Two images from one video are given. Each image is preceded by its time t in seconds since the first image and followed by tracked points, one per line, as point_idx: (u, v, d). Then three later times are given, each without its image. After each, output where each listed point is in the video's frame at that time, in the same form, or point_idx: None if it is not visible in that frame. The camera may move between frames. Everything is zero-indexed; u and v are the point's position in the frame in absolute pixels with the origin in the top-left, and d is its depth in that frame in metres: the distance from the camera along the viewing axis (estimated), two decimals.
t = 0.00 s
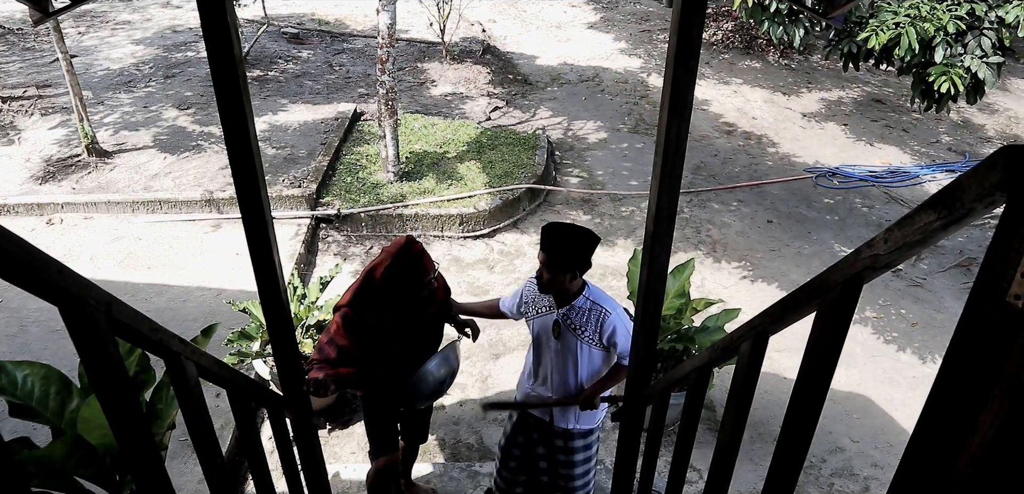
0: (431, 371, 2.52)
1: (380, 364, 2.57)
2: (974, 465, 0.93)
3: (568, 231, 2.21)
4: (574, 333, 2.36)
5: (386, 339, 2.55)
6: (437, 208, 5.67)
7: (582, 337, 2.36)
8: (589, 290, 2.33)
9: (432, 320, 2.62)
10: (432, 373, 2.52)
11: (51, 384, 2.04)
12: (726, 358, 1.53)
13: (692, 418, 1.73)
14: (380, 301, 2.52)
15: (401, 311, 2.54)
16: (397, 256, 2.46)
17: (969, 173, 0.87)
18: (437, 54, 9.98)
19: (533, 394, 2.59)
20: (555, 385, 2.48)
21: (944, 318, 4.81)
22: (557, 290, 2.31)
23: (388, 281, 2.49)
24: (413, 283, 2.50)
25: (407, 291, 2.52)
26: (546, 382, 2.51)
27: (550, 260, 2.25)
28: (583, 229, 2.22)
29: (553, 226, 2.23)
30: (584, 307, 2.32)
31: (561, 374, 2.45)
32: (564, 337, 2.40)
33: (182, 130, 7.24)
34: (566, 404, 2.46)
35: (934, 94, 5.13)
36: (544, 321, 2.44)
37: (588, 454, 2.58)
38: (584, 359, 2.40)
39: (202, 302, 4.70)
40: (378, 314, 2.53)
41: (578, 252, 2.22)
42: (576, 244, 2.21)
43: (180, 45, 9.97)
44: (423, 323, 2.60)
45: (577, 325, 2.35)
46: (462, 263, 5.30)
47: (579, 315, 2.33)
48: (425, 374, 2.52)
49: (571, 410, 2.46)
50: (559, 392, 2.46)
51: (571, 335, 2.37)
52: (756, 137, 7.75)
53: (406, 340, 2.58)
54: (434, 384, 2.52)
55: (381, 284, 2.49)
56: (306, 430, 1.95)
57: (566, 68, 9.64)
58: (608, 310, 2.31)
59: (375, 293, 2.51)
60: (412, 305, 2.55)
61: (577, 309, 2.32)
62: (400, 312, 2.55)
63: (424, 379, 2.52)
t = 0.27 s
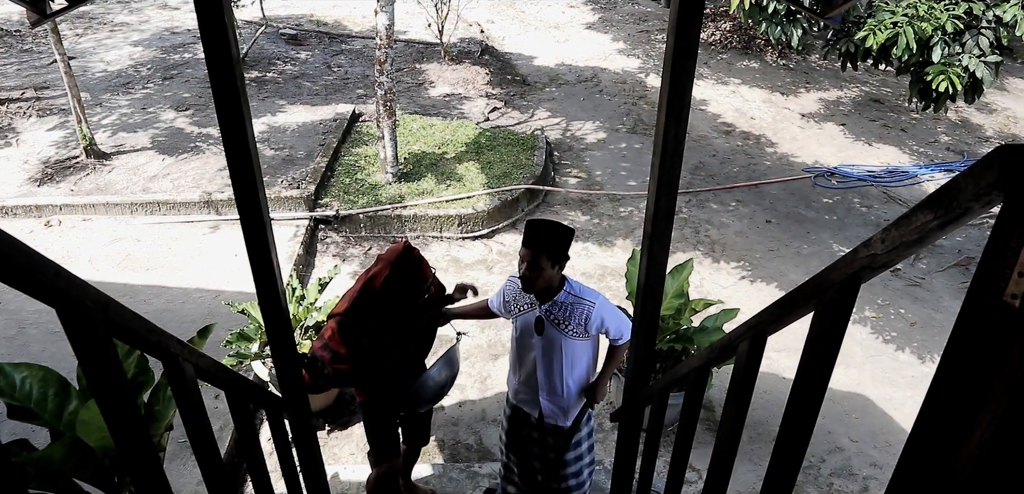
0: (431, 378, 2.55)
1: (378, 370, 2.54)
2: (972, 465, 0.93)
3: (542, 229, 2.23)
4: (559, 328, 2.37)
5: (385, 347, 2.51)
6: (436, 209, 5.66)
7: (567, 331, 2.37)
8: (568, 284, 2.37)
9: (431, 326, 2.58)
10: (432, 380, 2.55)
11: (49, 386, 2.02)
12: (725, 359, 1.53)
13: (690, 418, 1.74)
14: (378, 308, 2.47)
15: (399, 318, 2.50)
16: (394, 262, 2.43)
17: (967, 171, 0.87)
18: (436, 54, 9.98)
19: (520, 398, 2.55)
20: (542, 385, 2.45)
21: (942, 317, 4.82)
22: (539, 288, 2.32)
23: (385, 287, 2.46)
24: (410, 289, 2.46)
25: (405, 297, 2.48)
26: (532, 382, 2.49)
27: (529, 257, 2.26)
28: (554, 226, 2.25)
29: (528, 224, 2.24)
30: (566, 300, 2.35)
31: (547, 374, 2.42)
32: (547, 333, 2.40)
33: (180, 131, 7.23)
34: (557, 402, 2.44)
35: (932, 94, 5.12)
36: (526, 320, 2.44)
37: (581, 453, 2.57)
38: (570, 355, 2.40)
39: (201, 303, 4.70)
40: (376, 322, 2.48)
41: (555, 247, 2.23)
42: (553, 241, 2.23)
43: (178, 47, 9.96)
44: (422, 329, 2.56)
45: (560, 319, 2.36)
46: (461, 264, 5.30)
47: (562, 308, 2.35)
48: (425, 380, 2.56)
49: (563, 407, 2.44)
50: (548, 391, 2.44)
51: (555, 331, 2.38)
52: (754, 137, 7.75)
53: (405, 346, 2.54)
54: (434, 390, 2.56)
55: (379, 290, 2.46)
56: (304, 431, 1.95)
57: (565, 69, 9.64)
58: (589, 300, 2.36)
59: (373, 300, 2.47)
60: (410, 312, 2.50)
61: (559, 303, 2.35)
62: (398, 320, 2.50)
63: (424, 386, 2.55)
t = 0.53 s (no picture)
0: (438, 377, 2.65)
1: (376, 367, 2.52)
2: (971, 465, 0.93)
3: (540, 228, 2.17)
4: (556, 328, 2.34)
5: (380, 345, 2.49)
6: (435, 210, 5.66)
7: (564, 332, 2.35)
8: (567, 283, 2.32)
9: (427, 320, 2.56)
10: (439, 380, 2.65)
11: (48, 387, 2.01)
12: (724, 359, 1.53)
13: (689, 418, 1.74)
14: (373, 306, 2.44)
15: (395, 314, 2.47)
16: (383, 259, 2.36)
17: (966, 172, 0.87)
18: (435, 55, 9.98)
19: (517, 395, 2.55)
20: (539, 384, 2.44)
21: (941, 318, 4.82)
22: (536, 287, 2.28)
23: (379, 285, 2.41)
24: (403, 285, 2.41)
25: (399, 294, 2.44)
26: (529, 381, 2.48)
27: (525, 257, 2.21)
28: (553, 224, 2.20)
29: (525, 222, 2.19)
30: (564, 300, 2.31)
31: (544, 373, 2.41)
32: (545, 333, 2.37)
33: (180, 132, 7.23)
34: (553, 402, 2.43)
35: (931, 95, 5.12)
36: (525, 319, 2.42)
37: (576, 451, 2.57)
38: (567, 355, 2.38)
39: (200, 304, 4.69)
40: (371, 321, 2.45)
41: (548, 247, 2.18)
42: (551, 240, 2.18)
43: (178, 47, 9.96)
44: (418, 324, 2.54)
45: (558, 319, 2.33)
46: (460, 265, 5.30)
47: (560, 309, 2.32)
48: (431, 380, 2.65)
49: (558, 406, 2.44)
50: (544, 390, 2.43)
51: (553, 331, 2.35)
52: (753, 138, 7.76)
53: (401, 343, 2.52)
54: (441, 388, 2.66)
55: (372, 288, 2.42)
56: (304, 431, 1.95)
57: (564, 70, 9.64)
58: (588, 301, 2.32)
59: (367, 297, 2.44)
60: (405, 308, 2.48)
61: (557, 304, 2.32)
62: (393, 316, 2.48)
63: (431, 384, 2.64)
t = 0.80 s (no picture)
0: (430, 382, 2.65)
1: (373, 372, 2.53)
2: (974, 468, 0.93)
3: (545, 233, 2.21)
4: (557, 335, 2.35)
5: (378, 348, 2.49)
6: (436, 210, 5.66)
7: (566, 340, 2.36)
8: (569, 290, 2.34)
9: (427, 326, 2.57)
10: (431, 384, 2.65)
11: (50, 385, 2.00)
12: (725, 361, 1.52)
13: (689, 420, 1.74)
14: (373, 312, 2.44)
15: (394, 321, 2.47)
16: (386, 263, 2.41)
17: (969, 176, 0.87)
18: (436, 55, 9.99)
19: (513, 399, 2.55)
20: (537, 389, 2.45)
21: (942, 321, 4.82)
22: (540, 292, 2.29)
23: (380, 291, 2.43)
24: (404, 292, 2.43)
25: (399, 300, 2.45)
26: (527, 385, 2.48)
27: (529, 262, 2.23)
28: (557, 229, 2.23)
29: (530, 226, 2.22)
30: (566, 308, 2.32)
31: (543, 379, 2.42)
32: (546, 340, 2.38)
33: (181, 131, 7.24)
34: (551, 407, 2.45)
35: (933, 97, 5.12)
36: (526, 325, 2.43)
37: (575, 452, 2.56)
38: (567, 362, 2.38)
39: (201, 303, 4.69)
40: (370, 326, 2.45)
41: (553, 250, 2.21)
42: (554, 243, 2.21)
43: (179, 47, 9.96)
44: (417, 330, 2.55)
45: (560, 327, 2.34)
46: (461, 265, 5.30)
47: (561, 316, 2.32)
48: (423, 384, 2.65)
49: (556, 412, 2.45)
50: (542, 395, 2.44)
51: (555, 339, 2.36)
52: (754, 139, 7.76)
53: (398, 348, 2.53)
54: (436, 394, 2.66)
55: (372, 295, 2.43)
56: (304, 431, 1.95)
57: (566, 70, 9.64)
58: (591, 309, 2.32)
59: (366, 303, 2.44)
60: (405, 314, 2.48)
61: (559, 311, 2.32)
62: (393, 322, 2.47)
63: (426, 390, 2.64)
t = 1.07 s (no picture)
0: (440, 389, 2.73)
1: (371, 374, 2.51)
2: (975, 469, 0.93)
3: (540, 248, 2.16)
4: (561, 342, 2.36)
5: (375, 351, 2.46)
6: (437, 210, 5.66)
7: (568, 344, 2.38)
8: (565, 295, 2.35)
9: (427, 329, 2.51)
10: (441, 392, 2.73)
11: (51, 385, 1.99)
12: (726, 361, 1.52)
13: (690, 421, 1.74)
14: (369, 314, 2.41)
15: (390, 323, 2.43)
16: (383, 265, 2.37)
17: (970, 178, 0.87)
18: (437, 56, 9.99)
19: (510, 412, 2.51)
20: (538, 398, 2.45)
21: (943, 322, 4.81)
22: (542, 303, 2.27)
23: (375, 294, 2.40)
24: (399, 294, 2.38)
25: (396, 303, 2.41)
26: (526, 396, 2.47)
27: (530, 277, 2.19)
28: (549, 240, 2.19)
29: (525, 243, 2.17)
30: (567, 312, 2.34)
31: (546, 386, 2.43)
32: (548, 349, 2.38)
33: (182, 131, 7.24)
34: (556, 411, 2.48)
35: (934, 98, 5.14)
36: (523, 338, 2.39)
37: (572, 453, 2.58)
38: (570, 366, 2.41)
39: (202, 303, 4.70)
40: (365, 328, 2.42)
41: (552, 263, 2.18)
42: (553, 255, 2.17)
43: (181, 47, 9.97)
44: (415, 333, 2.48)
45: (563, 332, 2.35)
46: (462, 266, 5.30)
47: (563, 321, 2.34)
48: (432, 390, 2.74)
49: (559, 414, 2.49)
50: (545, 402, 2.46)
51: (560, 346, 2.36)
52: (755, 140, 7.75)
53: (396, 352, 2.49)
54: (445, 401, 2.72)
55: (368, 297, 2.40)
56: (305, 432, 1.95)
57: (567, 71, 9.64)
58: (590, 309, 2.36)
59: (363, 305, 2.41)
60: (402, 316, 2.43)
61: (561, 317, 2.34)
62: (389, 325, 2.43)
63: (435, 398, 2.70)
